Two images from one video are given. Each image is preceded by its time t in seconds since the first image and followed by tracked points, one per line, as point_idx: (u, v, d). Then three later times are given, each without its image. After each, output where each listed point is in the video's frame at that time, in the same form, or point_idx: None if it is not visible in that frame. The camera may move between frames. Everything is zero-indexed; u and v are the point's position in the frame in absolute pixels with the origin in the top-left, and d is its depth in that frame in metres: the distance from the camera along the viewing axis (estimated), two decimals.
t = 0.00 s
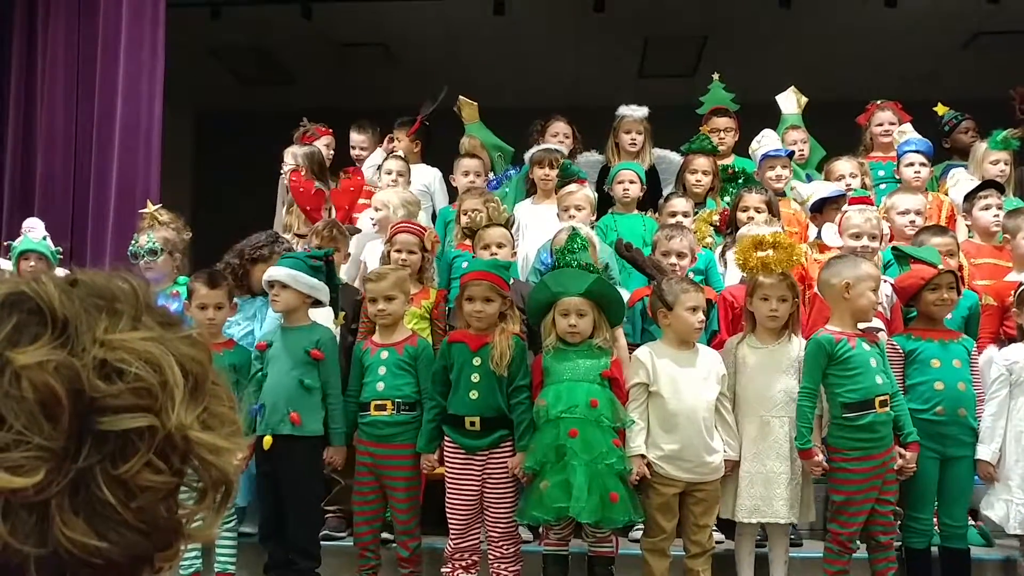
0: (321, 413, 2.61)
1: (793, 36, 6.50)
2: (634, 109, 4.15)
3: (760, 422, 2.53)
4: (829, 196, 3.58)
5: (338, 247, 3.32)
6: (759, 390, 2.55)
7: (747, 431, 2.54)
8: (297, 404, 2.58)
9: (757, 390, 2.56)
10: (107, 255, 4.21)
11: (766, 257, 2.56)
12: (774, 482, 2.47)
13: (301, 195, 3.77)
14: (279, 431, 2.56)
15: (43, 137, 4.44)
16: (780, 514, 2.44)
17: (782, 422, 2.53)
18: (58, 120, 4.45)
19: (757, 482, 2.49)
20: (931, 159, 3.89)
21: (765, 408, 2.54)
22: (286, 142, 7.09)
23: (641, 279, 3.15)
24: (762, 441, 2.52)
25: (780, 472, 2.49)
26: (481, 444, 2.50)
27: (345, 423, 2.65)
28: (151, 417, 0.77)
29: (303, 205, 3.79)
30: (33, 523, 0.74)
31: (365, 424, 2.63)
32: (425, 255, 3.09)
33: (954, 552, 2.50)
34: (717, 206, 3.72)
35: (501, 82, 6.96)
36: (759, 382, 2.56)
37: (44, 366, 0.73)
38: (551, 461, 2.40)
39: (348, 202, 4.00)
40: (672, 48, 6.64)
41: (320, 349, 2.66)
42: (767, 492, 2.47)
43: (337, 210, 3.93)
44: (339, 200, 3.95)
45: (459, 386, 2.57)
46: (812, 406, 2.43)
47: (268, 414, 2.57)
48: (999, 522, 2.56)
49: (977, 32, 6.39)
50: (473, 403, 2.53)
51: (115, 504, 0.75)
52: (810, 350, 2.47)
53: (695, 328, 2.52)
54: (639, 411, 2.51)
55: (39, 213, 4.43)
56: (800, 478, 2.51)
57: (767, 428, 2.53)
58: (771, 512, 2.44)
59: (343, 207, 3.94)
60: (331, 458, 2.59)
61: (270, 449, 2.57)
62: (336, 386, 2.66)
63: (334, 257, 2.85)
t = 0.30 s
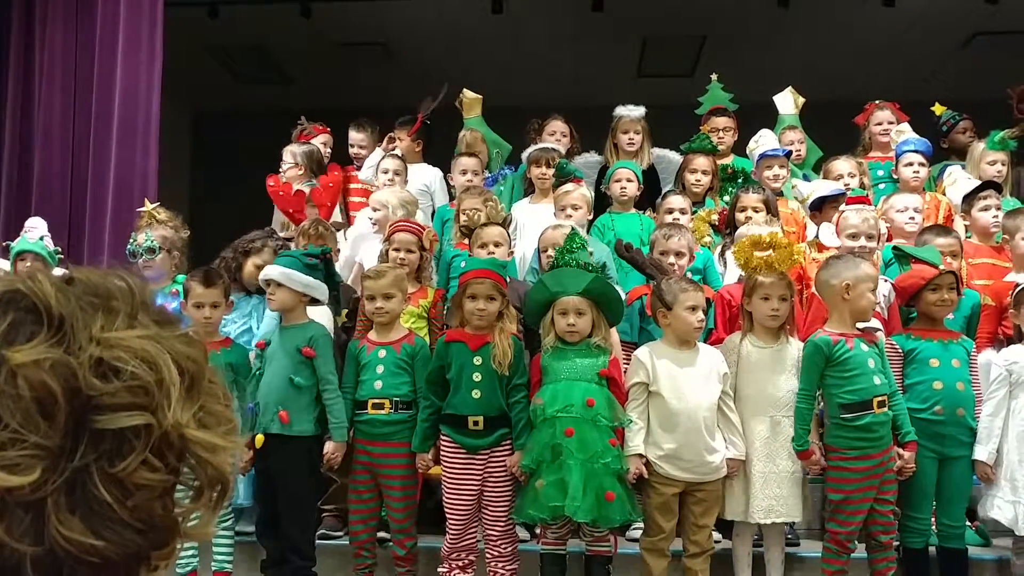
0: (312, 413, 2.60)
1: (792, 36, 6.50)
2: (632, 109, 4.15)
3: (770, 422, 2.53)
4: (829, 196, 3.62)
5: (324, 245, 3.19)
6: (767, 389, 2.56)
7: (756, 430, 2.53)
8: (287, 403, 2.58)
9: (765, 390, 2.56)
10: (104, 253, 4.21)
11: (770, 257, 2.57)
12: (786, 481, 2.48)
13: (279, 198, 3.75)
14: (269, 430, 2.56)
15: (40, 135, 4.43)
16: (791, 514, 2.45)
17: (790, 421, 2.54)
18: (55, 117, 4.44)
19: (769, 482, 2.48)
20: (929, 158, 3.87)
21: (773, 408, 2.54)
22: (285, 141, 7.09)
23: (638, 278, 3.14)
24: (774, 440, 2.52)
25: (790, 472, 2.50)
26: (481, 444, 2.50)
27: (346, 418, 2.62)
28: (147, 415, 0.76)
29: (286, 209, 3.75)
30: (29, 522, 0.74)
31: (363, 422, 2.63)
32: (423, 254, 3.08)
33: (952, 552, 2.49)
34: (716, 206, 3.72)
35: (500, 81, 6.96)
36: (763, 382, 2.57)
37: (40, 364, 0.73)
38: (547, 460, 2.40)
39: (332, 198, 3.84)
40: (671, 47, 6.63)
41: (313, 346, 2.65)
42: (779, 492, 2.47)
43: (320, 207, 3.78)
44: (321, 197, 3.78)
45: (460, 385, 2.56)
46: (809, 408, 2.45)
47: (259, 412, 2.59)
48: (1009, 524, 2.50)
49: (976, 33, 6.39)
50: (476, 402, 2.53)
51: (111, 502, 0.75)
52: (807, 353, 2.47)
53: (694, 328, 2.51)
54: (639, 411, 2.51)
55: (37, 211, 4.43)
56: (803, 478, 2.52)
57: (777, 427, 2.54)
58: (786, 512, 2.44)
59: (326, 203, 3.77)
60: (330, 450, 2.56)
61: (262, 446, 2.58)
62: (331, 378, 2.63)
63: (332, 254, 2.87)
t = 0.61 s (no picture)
0: (318, 412, 2.61)
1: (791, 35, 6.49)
2: (631, 108, 4.15)
3: (773, 419, 2.55)
4: (829, 195, 3.58)
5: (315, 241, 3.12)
6: (769, 388, 2.56)
7: (760, 428, 2.54)
8: (294, 402, 2.58)
9: (767, 388, 2.56)
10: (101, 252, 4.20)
11: (766, 256, 2.55)
12: (789, 479, 2.49)
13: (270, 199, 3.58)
14: (274, 429, 2.55)
15: (37, 133, 4.41)
16: (795, 513, 2.46)
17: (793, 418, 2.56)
18: (53, 115, 4.43)
19: (774, 480, 2.48)
20: (927, 158, 3.87)
21: (774, 406, 2.55)
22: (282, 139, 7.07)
23: (636, 276, 3.14)
24: (778, 438, 2.53)
25: (794, 470, 2.51)
26: (481, 442, 2.51)
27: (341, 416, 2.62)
28: (145, 413, 0.76)
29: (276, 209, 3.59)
30: (26, 520, 0.73)
31: (356, 421, 2.63)
32: (422, 252, 3.07)
33: (950, 551, 2.50)
34: (715, 205, 3.72)
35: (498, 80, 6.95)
36: (763, 381, 2.57)
37: (37, 362, 0.73)
38: (543, 458, 2.40)
39: (319, 195, 3.81)
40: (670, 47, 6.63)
41: (319, 346, 2.65)
42: (783, 491, 2.47)
43: (308, 205, 3.74)
44: (310, 195, 3.74)
45: (459, 384, 2.56)
46: (809, 407, 2.44)
47: (267, 409, 2.58)
48: (1000, 522, 2.52)
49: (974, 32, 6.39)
50: (476, 401, 2.53)
51: (109, 501, 0.74)
52: (808, 352, 2.47)
53: (695, 326, 2.51)
54: (637, 409, 2.51)
55: (33, 210, 4.41)
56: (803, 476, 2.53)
57: (780, 424, 2.55)
58: (793, 510, 2.46)
59: (316, 201, 3.74)
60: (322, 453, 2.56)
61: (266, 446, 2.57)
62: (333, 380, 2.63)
63: (329, 252, 2.85)
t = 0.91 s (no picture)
0: (323, 413, 2.61)
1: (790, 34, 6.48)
2: (630, 109, 4.16)
3: (769, 419, 2.54)
4: (828, 194, 3.63)
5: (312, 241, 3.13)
6: (765, 387, 2.57)
7: (756, 427, 2.54)
8: (300, 402, 2.58)
9: (764, 387, 2.56)
10: (99, 252, 4.19)
11: (763, 255, 2.55)
12: (787, 477, 2.49)
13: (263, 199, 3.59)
14: (279, 429, 2.55)
15: (35, 133, 4.41)
16: (794, 511, 2.46)
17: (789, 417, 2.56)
18: (50, 114, 4.42)
19: (771, 479, 2.49)
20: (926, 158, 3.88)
21: (771, 405, 2.55)
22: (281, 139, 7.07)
23: (634, 276, 3.15)
24: (773, 437, 2.53)
25: (791, 469, 2.51)
26: (482, 442, 2.51)
27: (339, 417, 2.62)
28: (144, 413, 0.76)
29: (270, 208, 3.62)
30: (24, 520, 0.73)
31: (353, 421, 2.62)
32: (419, 252, 3.07)
33: (948, 551, 2.50)
34: (713, 204, 3.72)
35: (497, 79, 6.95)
36: (760, 381, 2.58)
37: (36, 361, 0.73)
38: (542, 458, 2.40)
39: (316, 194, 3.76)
40: (668, 46, 6.64)
41: (322, 347, 2.66)
42: (781, 489, 2.48)
43: (305, 205, 3.69)
44: (306, 194, 3.70)
45: (460, 384, 2.56)
46: (799, 401, 2.46)
47: (269, 410, 2.57)
48: (995, 522, 2.51)
49: (972, 31, 6.40)
50: (476, 401, 2.53)
51: (108, 500, 0.74)
52: (806, 351, 2.47)
53: (694, 325, 2.52)
54: (636, 409, 2.51)
55: (31, 209, 4.41)
56: (801, 475, 2.53)
57: (777, 424, 2.54)
58: (790, 509, 2.46)
59: (311, 200, 3.69)
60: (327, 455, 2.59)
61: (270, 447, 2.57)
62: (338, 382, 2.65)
63: (329, 251, 2.84)
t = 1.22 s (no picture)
0: (312, 412, 2.60)
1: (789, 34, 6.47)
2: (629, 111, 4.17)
3: (761, 418, 2.54)
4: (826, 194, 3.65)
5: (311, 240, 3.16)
6: (760, 386, 2.56)
7: (749, 427, 2.54)
8: (289, 402, 2.58)
9: (758, 386, 2.56)
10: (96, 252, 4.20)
11: (753, 255, 2.56)
12: (781, 477, 2.48)
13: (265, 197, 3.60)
14: (269, 428, 2.55)
15: (33, 132, 4.41)
16: (789, 510, 2.46)
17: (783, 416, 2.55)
18: (47, 113, 4.43)
19: (763, 478, 2.48)
20: (923, 158, 3.89)
21: (765, 404, 2.55)
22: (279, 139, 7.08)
23: (632, 275, 3.15)
24: (765, 436, 2.53)
25: (784, 468, 2.50)
26: (479, 441, 2.51)
27: (339, 417, 2.61)
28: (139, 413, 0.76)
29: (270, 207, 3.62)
30: (18, 520, 0.73)
31: (355, 420, 2.63)
32: (415, 252, 3.07)
33: (945, 550, 2.50)
34: (712, 204, 3.73)
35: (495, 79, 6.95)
36: (754, 380, 2.57)
37: (30, 361, 0.73)
38: (540, 458, 2.40)
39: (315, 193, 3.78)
40: (667, 46, 6.63)
41: (313, 344, 2.65)
42: (773, 488, 2.47)
43: (305, 204, 3.72)
44: (306, 193, 3.71)
45: (458, 384, 2.56)
46: (795, 402, 2.45)
47: (261, 410, 2.58)
48: (991, 521, 2.52)
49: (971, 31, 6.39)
50: (475, 400, 2.53)
51: (102, 500, 0.75)
52: (802, 351, 2.48)
53: (689, 325, 2.52)
54: (632, 409, 2.52)
55: (29, 209, 4.41)
56: (797, 474, 2.52)
57: (769, 423, 2.54)
58: (782, 508, 2.45)
59: (311, 200, 3.71)
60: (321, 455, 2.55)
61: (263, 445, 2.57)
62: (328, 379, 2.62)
63: (329, 251, 2.84)
